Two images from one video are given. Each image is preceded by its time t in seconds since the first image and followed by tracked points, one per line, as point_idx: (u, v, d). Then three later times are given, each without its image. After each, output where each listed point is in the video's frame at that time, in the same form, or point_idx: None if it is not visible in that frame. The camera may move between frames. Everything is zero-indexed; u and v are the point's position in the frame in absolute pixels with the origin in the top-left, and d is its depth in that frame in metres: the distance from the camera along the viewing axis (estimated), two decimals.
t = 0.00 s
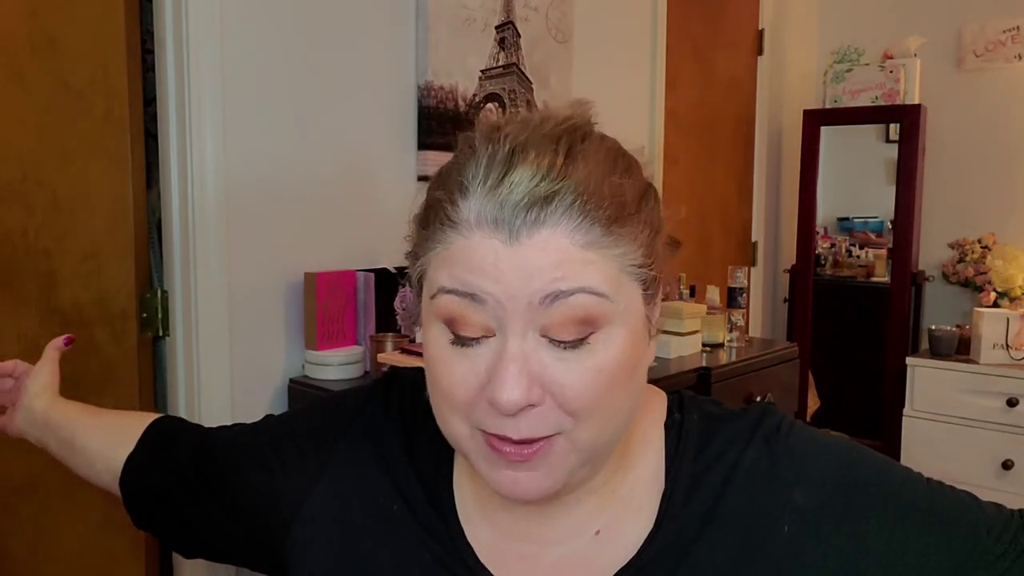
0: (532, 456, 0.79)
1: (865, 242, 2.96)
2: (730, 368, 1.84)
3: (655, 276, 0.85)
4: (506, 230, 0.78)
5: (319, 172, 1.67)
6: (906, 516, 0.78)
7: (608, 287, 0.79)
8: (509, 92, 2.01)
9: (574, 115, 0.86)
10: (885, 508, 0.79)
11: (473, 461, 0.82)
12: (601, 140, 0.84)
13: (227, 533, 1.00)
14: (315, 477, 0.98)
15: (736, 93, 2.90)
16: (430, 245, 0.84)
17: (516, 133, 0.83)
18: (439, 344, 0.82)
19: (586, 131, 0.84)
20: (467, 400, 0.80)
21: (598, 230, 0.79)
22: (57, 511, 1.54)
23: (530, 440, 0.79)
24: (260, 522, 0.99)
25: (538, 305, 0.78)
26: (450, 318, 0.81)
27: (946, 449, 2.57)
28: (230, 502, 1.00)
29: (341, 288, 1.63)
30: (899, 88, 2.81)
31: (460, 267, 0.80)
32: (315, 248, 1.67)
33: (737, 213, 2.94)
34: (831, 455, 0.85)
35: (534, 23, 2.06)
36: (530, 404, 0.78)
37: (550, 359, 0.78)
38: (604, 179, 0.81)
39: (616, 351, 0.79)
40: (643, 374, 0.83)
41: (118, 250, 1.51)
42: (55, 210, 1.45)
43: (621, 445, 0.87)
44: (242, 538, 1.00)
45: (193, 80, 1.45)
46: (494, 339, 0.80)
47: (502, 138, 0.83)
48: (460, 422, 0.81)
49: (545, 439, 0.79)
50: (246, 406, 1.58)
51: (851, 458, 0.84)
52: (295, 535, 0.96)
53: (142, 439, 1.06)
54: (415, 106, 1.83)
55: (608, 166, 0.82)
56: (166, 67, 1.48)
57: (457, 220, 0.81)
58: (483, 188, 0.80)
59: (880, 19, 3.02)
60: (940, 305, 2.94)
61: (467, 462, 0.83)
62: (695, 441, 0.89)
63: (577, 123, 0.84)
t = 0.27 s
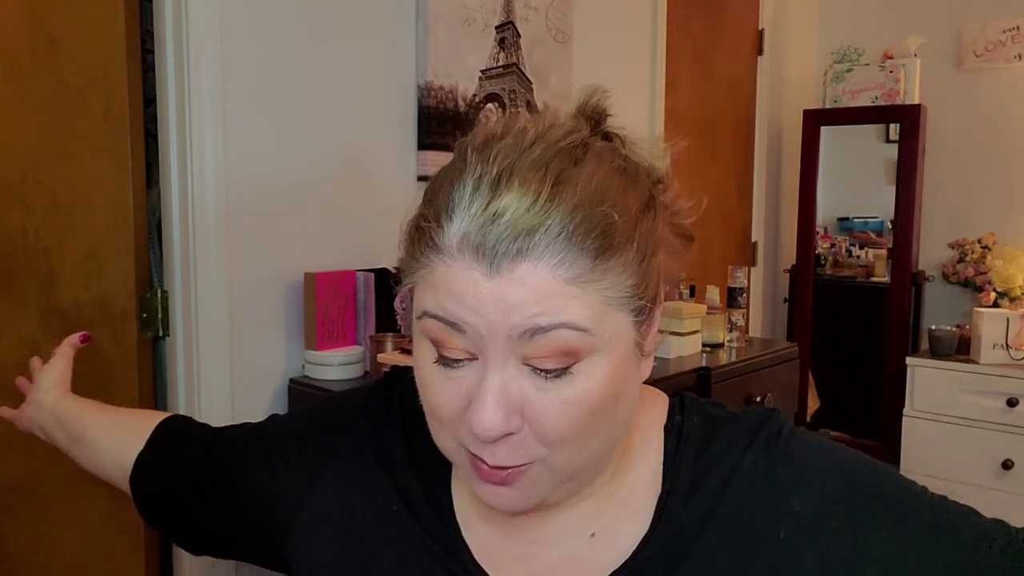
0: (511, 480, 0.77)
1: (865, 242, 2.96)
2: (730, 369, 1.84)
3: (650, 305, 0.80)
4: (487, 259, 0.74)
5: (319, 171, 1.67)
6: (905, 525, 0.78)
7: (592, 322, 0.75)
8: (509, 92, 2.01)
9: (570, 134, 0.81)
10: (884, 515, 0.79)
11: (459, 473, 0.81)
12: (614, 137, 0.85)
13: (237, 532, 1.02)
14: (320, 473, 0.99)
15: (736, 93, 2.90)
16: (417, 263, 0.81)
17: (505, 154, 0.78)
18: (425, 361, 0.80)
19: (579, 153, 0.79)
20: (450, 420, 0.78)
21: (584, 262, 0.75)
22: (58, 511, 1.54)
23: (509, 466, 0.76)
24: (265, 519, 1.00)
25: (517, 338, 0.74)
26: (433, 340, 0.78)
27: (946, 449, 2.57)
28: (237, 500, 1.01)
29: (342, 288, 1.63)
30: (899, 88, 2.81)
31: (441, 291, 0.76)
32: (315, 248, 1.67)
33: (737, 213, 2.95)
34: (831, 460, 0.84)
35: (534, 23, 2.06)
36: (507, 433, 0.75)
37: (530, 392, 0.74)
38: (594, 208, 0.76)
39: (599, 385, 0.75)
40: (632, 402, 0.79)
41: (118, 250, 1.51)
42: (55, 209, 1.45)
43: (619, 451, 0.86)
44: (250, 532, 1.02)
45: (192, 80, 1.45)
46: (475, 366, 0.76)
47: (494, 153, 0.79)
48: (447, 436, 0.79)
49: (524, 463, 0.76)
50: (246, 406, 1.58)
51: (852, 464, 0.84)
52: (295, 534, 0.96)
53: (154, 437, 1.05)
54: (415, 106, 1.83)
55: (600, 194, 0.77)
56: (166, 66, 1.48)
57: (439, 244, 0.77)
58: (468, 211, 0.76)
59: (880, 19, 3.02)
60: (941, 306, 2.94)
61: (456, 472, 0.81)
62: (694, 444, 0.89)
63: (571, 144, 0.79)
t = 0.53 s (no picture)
0: (498, 487, 0.77)
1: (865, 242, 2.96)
2: (730, 369, 1.84)
3: (638, 313, 0.79)
4: (468, 271, 0.73)
5: (319, 171, 1.67)
6: (904, 530, 0.76)
7: (576, 333, 0.74)
8: (509, 92, 2.01)
9: (556, 141, 0.80)
10: (882, 521, 0.78)
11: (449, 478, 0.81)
12: (613, 133, 0.87)
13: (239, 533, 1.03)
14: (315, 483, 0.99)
15: (736, 93, 2.90)
16: (400, 270, 0.80)
17: (488, 162, 0.77)
18: (412, 368, 0.80)
19: (565, 161, 0.78)
20: (436, 427, 0.78)
21: (568, 274, 0.74)
22: (57, 510, 1.56)
23: (495, 473, 0.76)
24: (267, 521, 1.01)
25: (500, 350, 0.73)
26: (418, 349, 0.78)
27: (945, 449, 2.57)
28: (241, 502, 1.03)
29: (341, 289, 1.63)
30: (899, 88, 2.81)
31: (423, 303, 0.75)
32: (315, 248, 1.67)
33: (737, 213, 2.95)
34: (831, 465, 0.83)
35: (534, 23, 2.06)
36: (492, 444, 0.75)
37: (515, 402, 0.74)
38: (578, 218, 0.75)
39: (584, 396, 0.74)
40: (621, 411, 0.79)
41: (118, 250, 1.50)
42: (54, 208, 1.49)
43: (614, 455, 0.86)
44: (248, 537, 1.03)
45: (192, 80, 1.45)
46: (459, 376, 0.76)
47: (477, 161, 0.78)
48: (435, 443, 0.80)
49: (510, 472, 0.76)
50: (246, 408, 1.58)
51: (852, 470, 0.82)
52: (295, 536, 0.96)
53: (182, 446, 1.10)
54: (415, 106, 1.83)
55: (585, 203, 0.76)
56: (166, 66, 1.48)
57: (421, 255, 0.76)
58: (449, 222, 0.75)
59: (880, 19, 3.02)
60: (940, 306, 2.94)
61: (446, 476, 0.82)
62: (693, 447, 0.89)
63: (557, 152, 0.78)
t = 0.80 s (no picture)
0: (503, 487, 0.76)
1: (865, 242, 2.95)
2: (730, 369, 1.84)
3: (640, 312, 0.79)
4: (473, 272, 0.73)
5: (319, 170, 1.67)
6: (904, 537, 0.76)
7: (580, 332, 0.74)
8: (509, 92, 2.01)
9: (556, 141, 0.80)
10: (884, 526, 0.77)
11: (451, 479, 0.81)
12: (610, 133, 0.87)
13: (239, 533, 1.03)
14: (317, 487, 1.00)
15: (736, 93, 2.90)
16: (402, 272, 0.80)
17: (490, 162, 0.77)
18: (414, 369, 0.79)
19: (566, 161, 0.78)
20: (439, 428, 0.78)
21: (572, 274, 0.74)
22: (59, 510, 1.56)
23: (500, 473, 0.76)
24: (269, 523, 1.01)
25: (504, 350, 0.73)
26: (421, 351, 0.78)
27: (945, 449, 2.57)
28: (246, 503, 1.03)
29: (341, 288, 1.63)
30: (899, 88, 2.83)
31: (427, 304, 0.75)
32: (315, 248, 1.67)
33: (737, 213, 2.95)
34: (832, 468, 0.83)
35: (534, 23, 2.07)
36: (496, 444, 0.75)
37: (519, 401, 0.74)
38: (581, 218, 0.75)
39: (589, 395, 0.75)
40: (622, 410, 0.79)
41: (118, 250, 1.51)
42: (54, 208, 1.49)
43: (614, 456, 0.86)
44: (246, 542, 1.03)
45: (193, 80, 1.46)
46: (462, 376, 0.76)
47: (479, 161, 0.78)
48: (438, 445, 0.79)
49: (514, 472, 0.76)
50: (246, 408, 1.58)
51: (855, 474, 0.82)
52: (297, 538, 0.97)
53: (190, 453, 1.08)
54: (416, 106, 1.83)
55: (587, 203, 0.76)
56: (166, 66, 1.48)
57: (424, 256, 0.76)
58: (452, 222, 0.75)
59: (880, 19, 3.02)
60: (940, 306, 2.94)
61: (449, 477, 0.81)
62: (694, 448, 0.88)
63: (558, 152, 0.78)
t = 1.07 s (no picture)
0: (503, 497, 0.77)
1: (865, 242, 2.95)
2: (730, 369, 1.84)
3: (641, 317, 0.79)
4: (471, 283, 0.73)
5: (319, 171, 1.67)
6: (906, 547, 0.76)
7: (579, 341, 0.74)
8: (509, 92, 2.01)
9: (555, 145, 0.80)
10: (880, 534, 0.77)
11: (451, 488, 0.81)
12: (608, 133, 0.87)
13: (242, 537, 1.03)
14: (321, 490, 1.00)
15: (736, 92, 2.90)
16: (400, 280, 0.80)
17: (488, 168, 0.77)
18: (413, 379, 0.79)
19: (565, 166, 0.78)
20: (439, 439, 0.78)
21: (571, 283, 0.74)
22: (58, 512, 1.55)
23: (500, 483, 0.76)
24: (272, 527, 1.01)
25: (504, 361, 0.73)
26: (420, 361, 0.78)
27: (945, 449, 2.57)
28: (251, 507, 1.03)
29: (341, 288, 1.64)
30: (899, 88, 2.83)
31: (426, 314, 0.75)
32: (315, 248, 1.68)
33: (737, 213, 2.95)
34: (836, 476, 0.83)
35: (534, 23, 2.07)
36: (497, 454, 0.75)
37: (518, 411, 0.74)
38: (580, 225, 0.75)
39: (590, 403, 0.75)
40: (623, 418, 0.79)
41: (119, 250, 1.52)
42: (54, 209, 1.48)
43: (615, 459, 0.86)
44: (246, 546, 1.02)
45: (193, 79, 1.46)
46: (462, 386, 0.76)
47: (476, 168, 0.78)
48: (437, 456, 0.79)
49: (515, 481, 0.76)
50: (247, 410, 1.58)
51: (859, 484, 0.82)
52: (300, 539, 0.97)
53: (193, 473, 1.10)
54: (416, 106, 1.83)
55: (586, 209, 0.76)
56: (166, 65, 1.49)
57: (422, 264, 0.76)
58: (450, 232, 0.75)
59: (880, 18, 3.02)
60: (941, 306, 2.94)
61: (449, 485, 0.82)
62: (697, 452, 0.88)
63: (557, 157, 0.78)
